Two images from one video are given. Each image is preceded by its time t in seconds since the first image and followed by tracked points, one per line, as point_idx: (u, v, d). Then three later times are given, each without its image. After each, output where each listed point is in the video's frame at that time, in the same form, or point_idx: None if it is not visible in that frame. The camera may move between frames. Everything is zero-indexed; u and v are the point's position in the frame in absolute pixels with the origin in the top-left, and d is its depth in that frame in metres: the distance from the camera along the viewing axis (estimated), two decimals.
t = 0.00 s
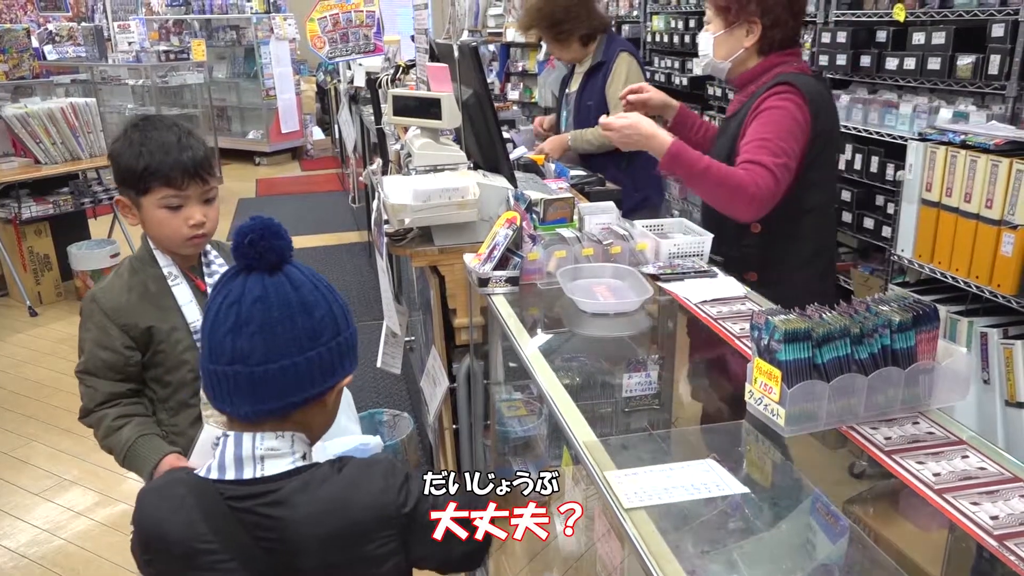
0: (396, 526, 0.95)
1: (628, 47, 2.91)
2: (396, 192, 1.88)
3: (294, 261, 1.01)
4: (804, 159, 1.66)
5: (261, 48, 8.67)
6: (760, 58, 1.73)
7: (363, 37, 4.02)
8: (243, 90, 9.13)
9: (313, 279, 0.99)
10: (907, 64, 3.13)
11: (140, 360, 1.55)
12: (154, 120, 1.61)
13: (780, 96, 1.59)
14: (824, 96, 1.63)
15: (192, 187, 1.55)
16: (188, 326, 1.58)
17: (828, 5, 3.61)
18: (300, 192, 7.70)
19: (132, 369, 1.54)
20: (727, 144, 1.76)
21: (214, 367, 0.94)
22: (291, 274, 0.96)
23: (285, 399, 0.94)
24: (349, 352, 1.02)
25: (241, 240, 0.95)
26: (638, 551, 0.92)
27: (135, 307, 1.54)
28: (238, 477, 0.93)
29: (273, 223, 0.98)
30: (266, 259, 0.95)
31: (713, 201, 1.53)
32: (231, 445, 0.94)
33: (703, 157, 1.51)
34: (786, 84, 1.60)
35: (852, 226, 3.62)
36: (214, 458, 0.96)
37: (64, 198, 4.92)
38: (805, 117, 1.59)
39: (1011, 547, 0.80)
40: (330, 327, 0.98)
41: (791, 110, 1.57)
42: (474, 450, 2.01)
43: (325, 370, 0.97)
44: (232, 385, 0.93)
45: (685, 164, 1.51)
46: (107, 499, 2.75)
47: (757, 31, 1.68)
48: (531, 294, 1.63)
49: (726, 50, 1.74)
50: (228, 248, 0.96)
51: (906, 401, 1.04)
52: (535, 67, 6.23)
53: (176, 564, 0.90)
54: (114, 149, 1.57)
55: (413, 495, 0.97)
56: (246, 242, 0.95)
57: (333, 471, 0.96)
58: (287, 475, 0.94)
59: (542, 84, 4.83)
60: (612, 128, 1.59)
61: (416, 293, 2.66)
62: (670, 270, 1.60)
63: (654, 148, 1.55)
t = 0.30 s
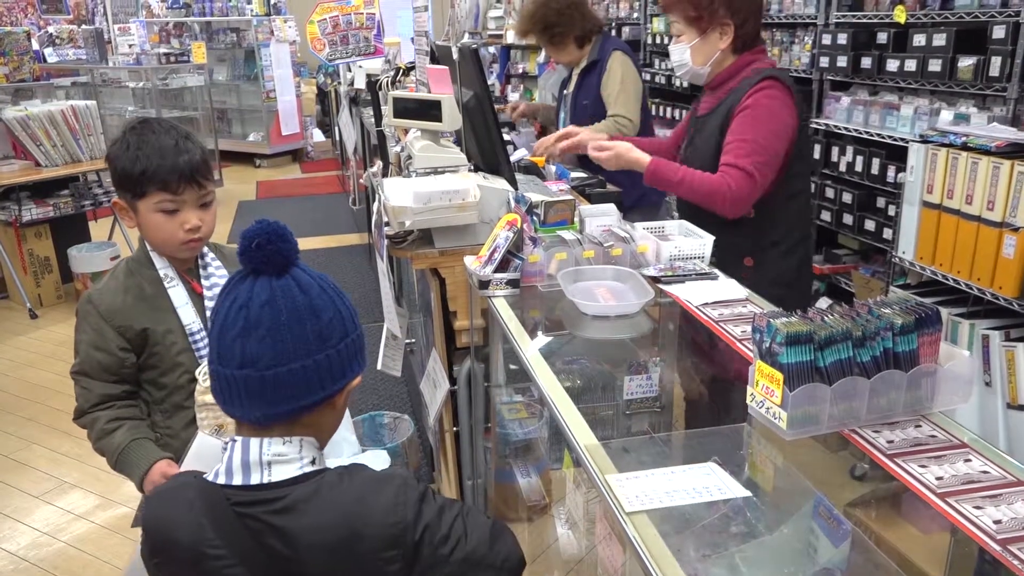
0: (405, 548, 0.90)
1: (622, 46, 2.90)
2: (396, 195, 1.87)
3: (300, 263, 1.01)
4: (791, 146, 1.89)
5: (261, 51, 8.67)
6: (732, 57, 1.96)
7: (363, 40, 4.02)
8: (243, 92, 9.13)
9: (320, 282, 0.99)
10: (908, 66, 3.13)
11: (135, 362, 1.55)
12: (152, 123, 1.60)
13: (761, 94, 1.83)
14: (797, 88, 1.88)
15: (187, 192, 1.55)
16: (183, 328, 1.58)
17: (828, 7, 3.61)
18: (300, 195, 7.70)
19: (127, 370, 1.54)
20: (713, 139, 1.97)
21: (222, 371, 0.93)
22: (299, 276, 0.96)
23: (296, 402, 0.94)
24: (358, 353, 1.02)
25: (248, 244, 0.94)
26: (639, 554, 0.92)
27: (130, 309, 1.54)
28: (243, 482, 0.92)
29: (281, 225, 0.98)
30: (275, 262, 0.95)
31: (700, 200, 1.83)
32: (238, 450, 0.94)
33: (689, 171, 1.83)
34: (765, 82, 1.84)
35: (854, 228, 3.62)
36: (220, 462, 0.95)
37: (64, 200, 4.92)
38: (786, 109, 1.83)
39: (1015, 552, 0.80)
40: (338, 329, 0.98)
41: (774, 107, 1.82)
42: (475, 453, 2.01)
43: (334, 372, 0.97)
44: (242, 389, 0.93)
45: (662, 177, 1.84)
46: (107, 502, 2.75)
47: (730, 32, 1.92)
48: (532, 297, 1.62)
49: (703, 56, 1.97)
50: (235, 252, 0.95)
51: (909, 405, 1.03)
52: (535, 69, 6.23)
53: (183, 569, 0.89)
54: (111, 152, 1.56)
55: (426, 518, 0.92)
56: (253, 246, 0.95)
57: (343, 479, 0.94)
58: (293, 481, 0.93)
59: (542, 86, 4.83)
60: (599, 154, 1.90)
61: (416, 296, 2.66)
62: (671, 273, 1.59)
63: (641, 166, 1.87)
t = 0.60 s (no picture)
0: (414, 553, 0.90)
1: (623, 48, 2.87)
2: (400, 197, 1.87)
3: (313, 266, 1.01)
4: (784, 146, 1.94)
5: (265, 53, 8.68)
6: (713, 60, 1.99)
7: (367, 42, 4.02)
8: (247, 94, 9.15)
9: (334, 284, 1.00)
10: (912, 70, 3.13)
11: (137, 362, 1.54)
12: (158, 125, 1.60)
13: (755, 97, 1.87)
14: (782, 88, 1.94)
15: (192, 196, 1.55)
16: (185, 329, 1.58)
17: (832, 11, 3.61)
18: (303, 197, 7.71)
19: (129, 371, 1.54)
20: (706, 141, 1.98)
21: (238, 372, 0.93)
22: (315, 278, 0.97)
23: (312, 402, 0.95)
24: (369, 355, 1.03)
25: (265, 247, 0.95)
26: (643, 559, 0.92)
27: (133, 310, 1.53)
28: (252, 483, 0.92)
29: (295, 228, 0.99)
30: (292, 264, 0.96)
31: (713, 208, 1.89)
32: (247, 451, 0.94)
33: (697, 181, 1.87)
34: (757, 86, 1.88)
35: (857, 233, 3.61)
36: (228, 464, 0.95)
37: (67, 201, 4.93)
38: (780, 111, 1.88)
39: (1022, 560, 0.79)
40: (352, 330, 0.99)
41: (770, 110, 1.86)
42: (477, 456, 2.01)
43: (349, 373, 0.98)
44: (257, 389, 0.93)
45: (676, 192, 1.87)
46: (108, 504, 2.74)
47: (713, 36, 1.95)
48: (535, 300, 1.62)
49: (688, 61, 1.98)
50: (250, 255, 0.96)
51: (914, 410, 1.03)
52: (539, 72, 6.23)
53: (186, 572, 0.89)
54: (117, 154, 1.56)
55: (435, 523, 0.92)
56: (270, 247, 0.95)
57: (351, 483, 0.93)
58: (303, 483, 0.93)
59: (545, 88, 4.83)
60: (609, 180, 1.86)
61: (419, 298, 2.66)
62: (674, 277, 1.59)
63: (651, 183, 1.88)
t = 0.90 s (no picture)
0: (421, 560, 0.88)
1: (621, 54, 2.87)
2: (406, 203, 1.88)
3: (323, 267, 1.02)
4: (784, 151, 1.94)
5: (271, 59, 8.71)
6: (711, 67, 2.00)
7: (373, 48, 4.03)
8: (253, 100, 9.18)
9: (343, 285, 1.00)
10: (918, 76, 3.12)
11: (145, 368, 1.55)
12: (167, 131, 1.60)
13: (755, 102, 1.87)
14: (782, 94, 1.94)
15: (201, 201, 1.55)
16: (193, 333, 1.58)
17: (838, 17, 3.61)
18: (308, 202, 7.73)
19: (137, 377, 1.54)
20: (706, 146, 1.98)
21: (248, 369, 0.93)
22: (324, 278, 0.98)
23: (321, 400, 0.95)
24: (378, 356, 1.03)
25: (277, 247, 0.96)
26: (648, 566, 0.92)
27: (140, 315, 1.54)
28: (262, 486, 0.93)
29: (305, 231, 1.00)
30: (303, 264, 0.96)
31: (716, 212, 1.88)
32: (256, 454, 0.94)
33: (699, 186, 1.87)
34: (757, 91, 1.88)
35: (863, 239, 3.61)
36: (237, 468, 0.96)
37: (74, 206, 4.95)
38: (781, 116, 1.88)
39: None
40: (361, 331, 0.99)
41: (770, 115, 1.86)
42: (483, 462, 2.01)
43: (358, 372, 0.98)
44: (268, 385, 0.93)
45: (679, 197, 1.87)
46: (113, 508, 2.74)
47: (712, 42, 1.95)
48: (541, 306, 1.62)
49: (685, 65, 1.97)
50: (262, 255, 0.96)
51: (922, 417, 1.02)
52: (544, 78, 6.23)
53: None
54: (125, 160, 1.57)
55: (443, 532, 0.89)
56: (281, 248, 0.96)
57: (361, 488, 0.93)
58: (313, 486, 0.93)
59: (550, 94, 4.84)
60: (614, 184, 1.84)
61: (424, 304, 2.66)
62: (681, 283, 1.58)
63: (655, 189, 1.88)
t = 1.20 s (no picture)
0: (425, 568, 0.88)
1: (617, 64, 2.87)
2: (409, 212, 1.88)
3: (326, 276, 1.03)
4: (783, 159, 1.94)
5: (274, 68, 8.75)
6: (710, 76, 2.00)
7: (377, 58, 4.04)
8: (256, 109, 9.22)
9: (346, 295, 1.01)
10: (920, 85, 3.13)
11: (151, 377, 1.55)
12: (171, 140, 1.61)
13: (753, 112, 1.87)
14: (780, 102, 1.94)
15: (205, 210, 1.56)
16: (198, 342, 1.59)
17: (840, 26, 3.62)
18: (310, 211, 7.74)
19: (143, 387, 1.54)
20: (704, 155, 1.98)
21: (250, 377, 0.94)
22: (326, 287, 0.98)
23: (323, 407, 0.95)
24: (380, 366, 1.03)
25: (280, 255, 0.96)
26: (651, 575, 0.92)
27: (146, 325, 1.54)
28: (263, 499, 0.92)
29: (308, 241, 1.00)
30: (306, 272, 0.97)
31: (716, 222, 1.88)
32: (258, 467, 0.93)
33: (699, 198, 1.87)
34: (754, 100, 1.88)
35: (866, 247, 3.61)
36: (240, 479, 0.95)
37: (78, 215, 4.96)
38: (779, 125, 1.89)
39: None
40: (363, 340, 1.00)
41: (767, 124, 1.86)
42: (486, 471, 2.00)
43: (360, 381, 0.98)
44: (270, 392, 0.93)
45: (679, 209, 1.87)
46: (115, 517, 2.74)
47: (709, 52, 1.95)
48: (544, 315, 1.62)
49: (683, 75, 1.98)
50: (265, 265, 0.97)
51: (926, 426, 1.02)
52: (547, 87, 6.25)
53: None
54: (129, 169, 1.57)
55: (445, 540, 0.89)
56: (285, 257, 0.97)
57: (362, 500, 0.93)
58: (314, 498, 0.92)
59: (552, 103, 4.86)
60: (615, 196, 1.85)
61: (427, 313, 2.66)
62: (683, 291, 1.58)
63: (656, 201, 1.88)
